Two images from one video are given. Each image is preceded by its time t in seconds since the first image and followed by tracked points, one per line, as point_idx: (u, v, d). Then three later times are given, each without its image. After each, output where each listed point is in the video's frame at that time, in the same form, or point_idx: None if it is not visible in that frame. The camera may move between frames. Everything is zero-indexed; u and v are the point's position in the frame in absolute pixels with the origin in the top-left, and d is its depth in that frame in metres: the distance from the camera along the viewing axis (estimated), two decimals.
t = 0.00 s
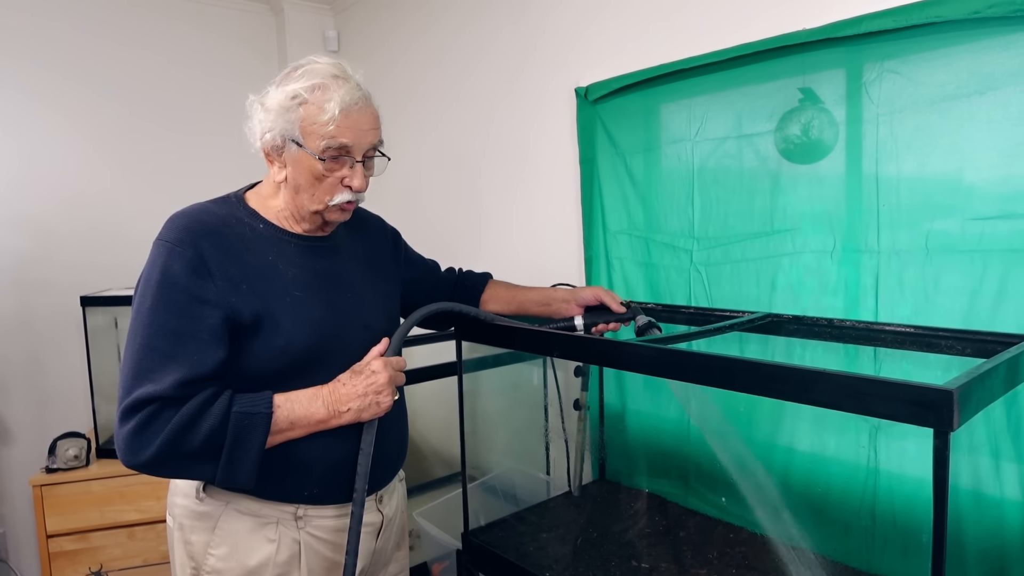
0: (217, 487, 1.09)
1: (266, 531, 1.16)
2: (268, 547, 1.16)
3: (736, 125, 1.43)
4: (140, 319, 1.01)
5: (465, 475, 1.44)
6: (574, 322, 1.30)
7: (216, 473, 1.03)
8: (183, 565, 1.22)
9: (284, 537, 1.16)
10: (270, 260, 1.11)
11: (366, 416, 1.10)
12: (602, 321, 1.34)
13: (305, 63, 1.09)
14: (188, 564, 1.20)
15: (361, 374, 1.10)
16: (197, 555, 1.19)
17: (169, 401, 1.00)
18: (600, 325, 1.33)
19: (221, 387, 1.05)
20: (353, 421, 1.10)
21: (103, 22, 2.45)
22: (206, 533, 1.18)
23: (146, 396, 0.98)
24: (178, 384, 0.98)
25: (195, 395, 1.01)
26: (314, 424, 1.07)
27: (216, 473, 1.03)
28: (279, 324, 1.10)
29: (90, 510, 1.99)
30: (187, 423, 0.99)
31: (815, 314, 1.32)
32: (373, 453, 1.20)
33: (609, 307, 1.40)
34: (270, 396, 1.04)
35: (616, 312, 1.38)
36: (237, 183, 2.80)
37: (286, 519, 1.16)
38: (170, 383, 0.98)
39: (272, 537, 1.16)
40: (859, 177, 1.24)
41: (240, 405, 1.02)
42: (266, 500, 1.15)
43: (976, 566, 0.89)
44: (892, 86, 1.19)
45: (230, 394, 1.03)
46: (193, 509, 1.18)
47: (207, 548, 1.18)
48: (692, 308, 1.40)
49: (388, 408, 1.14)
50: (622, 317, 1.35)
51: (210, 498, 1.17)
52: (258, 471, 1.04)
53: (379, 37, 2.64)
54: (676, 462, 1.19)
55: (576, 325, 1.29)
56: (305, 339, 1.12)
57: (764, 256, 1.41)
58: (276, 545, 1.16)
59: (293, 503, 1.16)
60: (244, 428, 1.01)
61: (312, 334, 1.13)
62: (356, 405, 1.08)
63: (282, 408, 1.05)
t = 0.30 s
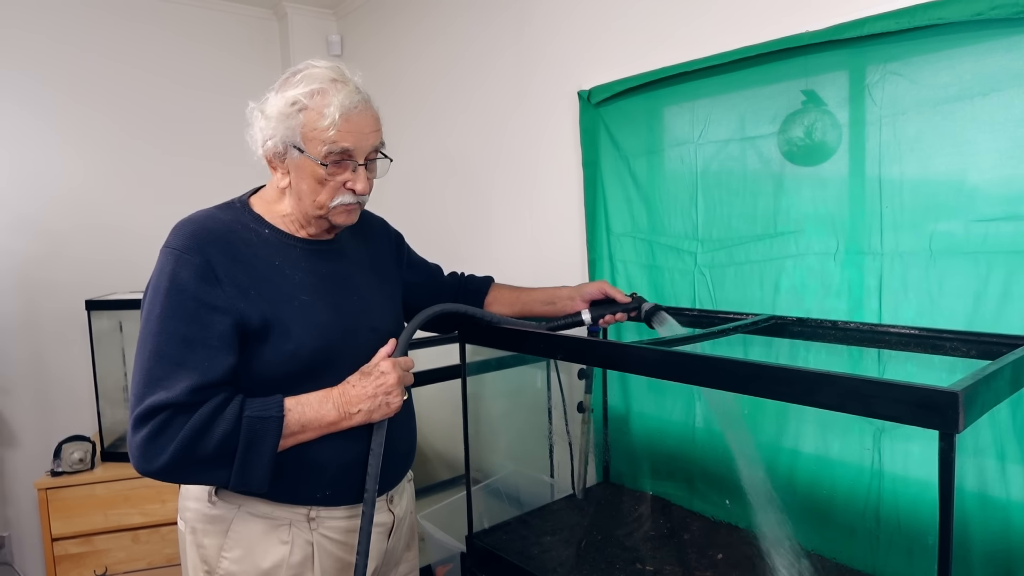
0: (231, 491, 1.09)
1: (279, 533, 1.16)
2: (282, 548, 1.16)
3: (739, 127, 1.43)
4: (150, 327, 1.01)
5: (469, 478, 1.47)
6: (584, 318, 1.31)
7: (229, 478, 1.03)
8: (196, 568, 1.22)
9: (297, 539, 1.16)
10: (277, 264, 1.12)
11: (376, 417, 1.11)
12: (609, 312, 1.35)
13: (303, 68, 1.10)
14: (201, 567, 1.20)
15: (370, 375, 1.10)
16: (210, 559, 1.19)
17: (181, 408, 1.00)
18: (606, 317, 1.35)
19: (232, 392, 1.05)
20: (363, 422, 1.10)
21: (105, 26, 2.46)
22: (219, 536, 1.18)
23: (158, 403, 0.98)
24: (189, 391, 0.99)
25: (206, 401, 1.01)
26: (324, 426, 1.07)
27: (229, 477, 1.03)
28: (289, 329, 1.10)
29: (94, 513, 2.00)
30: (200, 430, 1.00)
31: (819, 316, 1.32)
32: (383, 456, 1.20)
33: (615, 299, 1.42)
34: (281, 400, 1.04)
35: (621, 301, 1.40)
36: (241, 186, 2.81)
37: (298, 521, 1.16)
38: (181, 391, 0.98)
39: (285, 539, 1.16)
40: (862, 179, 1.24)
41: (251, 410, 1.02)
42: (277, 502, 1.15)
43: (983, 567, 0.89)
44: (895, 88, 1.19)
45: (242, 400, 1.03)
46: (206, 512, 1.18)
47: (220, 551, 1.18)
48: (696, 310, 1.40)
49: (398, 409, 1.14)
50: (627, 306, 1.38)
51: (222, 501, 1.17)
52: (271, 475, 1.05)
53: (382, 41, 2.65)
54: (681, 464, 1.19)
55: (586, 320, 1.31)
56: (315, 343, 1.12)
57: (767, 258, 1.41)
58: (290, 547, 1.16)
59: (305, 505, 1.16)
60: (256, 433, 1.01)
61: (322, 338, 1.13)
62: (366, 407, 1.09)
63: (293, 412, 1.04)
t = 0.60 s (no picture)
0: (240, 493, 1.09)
1: (286, 533, 1.16)
2: (289, 548, 1.16)
3: (741, 127, 1.43)
4: (158, 332, 1.00)
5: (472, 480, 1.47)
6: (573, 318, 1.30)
7: (240, 482, 1.03)
8: (202, 570, 1.22)
9: (303, 538, 1.17)
10: (282, 267, 1.12)
11: (385, 417, 1.12)
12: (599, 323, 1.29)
13: (306, 72, 1.09)
14: (207, 568, 1.20)
15: (377, 377, 1.11)
16: (216, 560, 1.19)
17: (191, 412, 1.00)
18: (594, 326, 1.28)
19: (240, 396, 1.05)
20: (372, 423, 1.11)
21: (107, 29, 2.47)
22: (225, 537, 1.17)
23: (168, 409, 0.97)
24: (199, 396, 0.98)
25: (216, 406, 1.01)
26: (334, 428, 1.08)
27: (240, 481, 1.04)
28: (297, 332, 1.11)
29: (99, 514, 2.00)
30: (211, 434, 1.00)
31: (821, 315, 1.32)
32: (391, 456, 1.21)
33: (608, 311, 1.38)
34: (290, 403, 1.05)
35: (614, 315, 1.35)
36: (244, 188, 2.82)
37: (305, 521, 1.17)
38: (192, 396, 0.98)
39: (292, 538, 1.16)
40: (865, 178, 1.24)
41: (261, 414, 1.02)
42: (283, 503, 1.15)
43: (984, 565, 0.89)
44: (897, 87, 1.19)
45: (251, 404, 1.03)
46: (212, 513, 1.17)
47: (227, 552, 1.18)
48: (698, 309, 1.40)
49: (405, 410, 1.15)
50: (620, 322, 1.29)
51: (229, 502, 1.16)
52: (281, 477, 1.05)
53: (385, 43, 2.66)
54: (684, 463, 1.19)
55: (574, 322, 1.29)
56: (323, 347, 1.13)
57: (769, 258, 1.41)
58: (297, 547, 1.16)
59: (312, 506, 1.16)
60: (267, 437, 1.02)
61: (330, 341, 1.14)
62: (375, 408, 1.10)
63: (302, 414, 1.05)
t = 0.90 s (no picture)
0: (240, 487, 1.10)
1: (286, 527, 1.16)
2: (289, 542, 1.17)
3: (738, 119, 1.43)
4: (157, 326, 1.01)
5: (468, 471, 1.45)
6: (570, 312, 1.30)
7: (240, 476, 1.04)
8: (201, 564, 1.22)
9: (303, 532, 1.17)
10: (281, 261, 1.12)
11: (385, 413, 1.12)
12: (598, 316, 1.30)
13: (306, 65, 1.09)
14: (205, 562, 1.21)
15: (377, 372, 1.11)
16: (215, 553, 1.19)
17: (190, 408, 1.00)
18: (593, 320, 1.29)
19: (240, 391, 1.05)
20: (371, 418, 1.11)
21: (103, 22, 2.46)
22: (225, 530, 1.18)
23: (168, 404, 0.98)
24: (199, 391, 0.99)
25: (215, 401, 1.01)
26: (334, 423, 1.08)
27: (240, 475, 1.04)
28: (297, 327, 1.11)
29: (98, 508, 2.01)
30: (211, 429, 1.00)
31: (817, 307, 1.33)
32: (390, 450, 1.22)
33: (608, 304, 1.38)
34: (290, 398, 1.05)
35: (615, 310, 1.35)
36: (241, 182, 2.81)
37: (305, 515, 1.17)
38: (191, 391, 0.98)
39: (292, 532, 1.17)
40: (860, 170, 1.25)
41: (261, 408, 1.02)
42: (282, 497, 1.15)
43: (979, 555, 0.90)
44: (892, 78, 1.19)
45: (251, 399, 1.04)
46: (211, 507, 1.18)
47: (226, 546, 1.18)
48: (694, 302, 1.41)
49: (405, 405, 1.15)
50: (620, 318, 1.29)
51: (228, 496, 1.16)
52: (282, 471, 1.06)
53: (382, 35, 2.65)
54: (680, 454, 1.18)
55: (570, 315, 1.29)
56: (323, 341, 1.13)
57: (765, 250, 1.41)
58: (297, 540, 1.17)
59: (312, 499, 1.17)
60: (267, 432, 1.02)
61: (329, 336, 1.14)
62: (375, 403, 1.10)
63: (302, 410, 1.05)
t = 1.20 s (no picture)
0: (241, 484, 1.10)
1: (285, 521, 1.17)
2: (289, 536, 1.17)
3: (732, 112, 1.43)
4: (156, 325, 1.00)
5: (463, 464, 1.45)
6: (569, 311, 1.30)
7: (242, 473, 1.04)
8: (197, 560, 1.21)
9: (303, 526, 1.17)
10: (279, 257, 1.12)
11: (385, 410, 1.13)
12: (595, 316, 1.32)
13: (308, 60, 1.07)
14: (202, 558, 1.20)
15: (377, 369, 1.12)
16: (213, 548, 1.18)
17: (192, 406, 0.99)
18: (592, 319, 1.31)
19: (240, 389, 1.05)
20: (372, 415, 1.12)
21: (93, 13, 2.43)
22: (223, 526, 1.17)
23: (169, 403, 0.97)
24: (201, 390, 0.98)
25: (217, 399, 1.00)
26: (334, 420, 1.08)
27: (242, 473, 1.04)
28: (296, 324, 1.11)
29: (93, 503, 2.00)
30: (213, 428, 1.00)
31: (810, 300, 1.33)
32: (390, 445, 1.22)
33: (604, 301, 1.40)
34: (291, 395, 1.05)
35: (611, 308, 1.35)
36: (234, 176, 2.80)
37: (304, 509, 1.17)
38: (193, 389, 0.98)
39: (291, 526, 1.17)
40: (853, 163, 1.25)
41: (263, 406, 1.02)
42: (281, 492, 1.16)
43: (969, 545, 0.91)
44: (886, 71, 1.19)
45: (253, 396, 1.03)
46: (209, 502, 1.17)
47: (225, 541, 1.17)
48: (688, 295, 1.41)
49: (404, 401, 1.17)
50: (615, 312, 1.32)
51: (226, 491, 1.16)
52: (283, 468, 1.06)
53: (375, 28, 2.63)
54: (677, 446, 1.20)
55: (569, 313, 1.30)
56: (321, 337, 1.13)
57: (758, 243, 1.42)
58: (296, 535, 1.17)
59: (311, 495, 1.17)
60: (269, 430, 1.02)
61: (327, 332, 1.14)
62: (375, 400, 1.10)
63: (303, 407, 1.05)
